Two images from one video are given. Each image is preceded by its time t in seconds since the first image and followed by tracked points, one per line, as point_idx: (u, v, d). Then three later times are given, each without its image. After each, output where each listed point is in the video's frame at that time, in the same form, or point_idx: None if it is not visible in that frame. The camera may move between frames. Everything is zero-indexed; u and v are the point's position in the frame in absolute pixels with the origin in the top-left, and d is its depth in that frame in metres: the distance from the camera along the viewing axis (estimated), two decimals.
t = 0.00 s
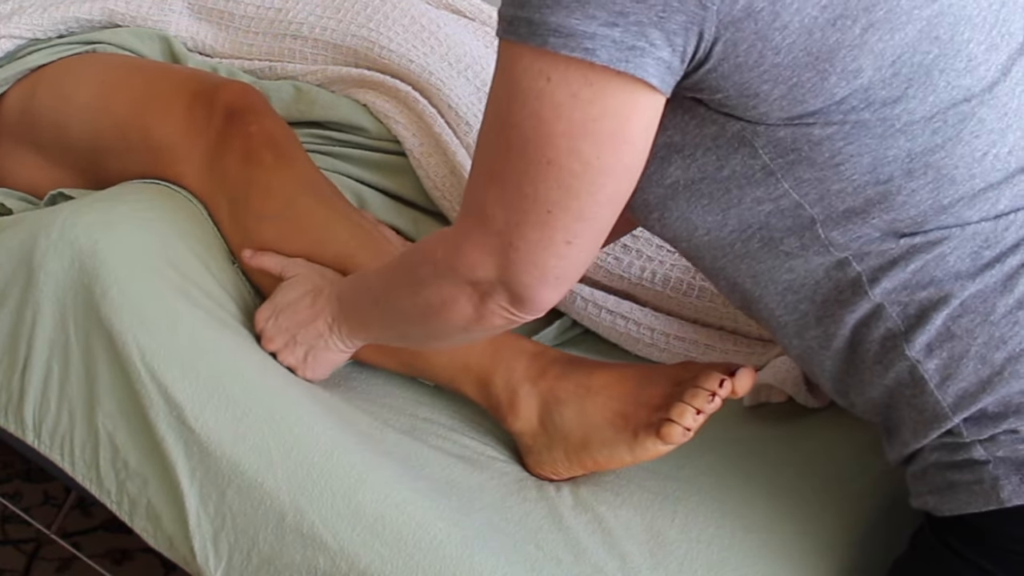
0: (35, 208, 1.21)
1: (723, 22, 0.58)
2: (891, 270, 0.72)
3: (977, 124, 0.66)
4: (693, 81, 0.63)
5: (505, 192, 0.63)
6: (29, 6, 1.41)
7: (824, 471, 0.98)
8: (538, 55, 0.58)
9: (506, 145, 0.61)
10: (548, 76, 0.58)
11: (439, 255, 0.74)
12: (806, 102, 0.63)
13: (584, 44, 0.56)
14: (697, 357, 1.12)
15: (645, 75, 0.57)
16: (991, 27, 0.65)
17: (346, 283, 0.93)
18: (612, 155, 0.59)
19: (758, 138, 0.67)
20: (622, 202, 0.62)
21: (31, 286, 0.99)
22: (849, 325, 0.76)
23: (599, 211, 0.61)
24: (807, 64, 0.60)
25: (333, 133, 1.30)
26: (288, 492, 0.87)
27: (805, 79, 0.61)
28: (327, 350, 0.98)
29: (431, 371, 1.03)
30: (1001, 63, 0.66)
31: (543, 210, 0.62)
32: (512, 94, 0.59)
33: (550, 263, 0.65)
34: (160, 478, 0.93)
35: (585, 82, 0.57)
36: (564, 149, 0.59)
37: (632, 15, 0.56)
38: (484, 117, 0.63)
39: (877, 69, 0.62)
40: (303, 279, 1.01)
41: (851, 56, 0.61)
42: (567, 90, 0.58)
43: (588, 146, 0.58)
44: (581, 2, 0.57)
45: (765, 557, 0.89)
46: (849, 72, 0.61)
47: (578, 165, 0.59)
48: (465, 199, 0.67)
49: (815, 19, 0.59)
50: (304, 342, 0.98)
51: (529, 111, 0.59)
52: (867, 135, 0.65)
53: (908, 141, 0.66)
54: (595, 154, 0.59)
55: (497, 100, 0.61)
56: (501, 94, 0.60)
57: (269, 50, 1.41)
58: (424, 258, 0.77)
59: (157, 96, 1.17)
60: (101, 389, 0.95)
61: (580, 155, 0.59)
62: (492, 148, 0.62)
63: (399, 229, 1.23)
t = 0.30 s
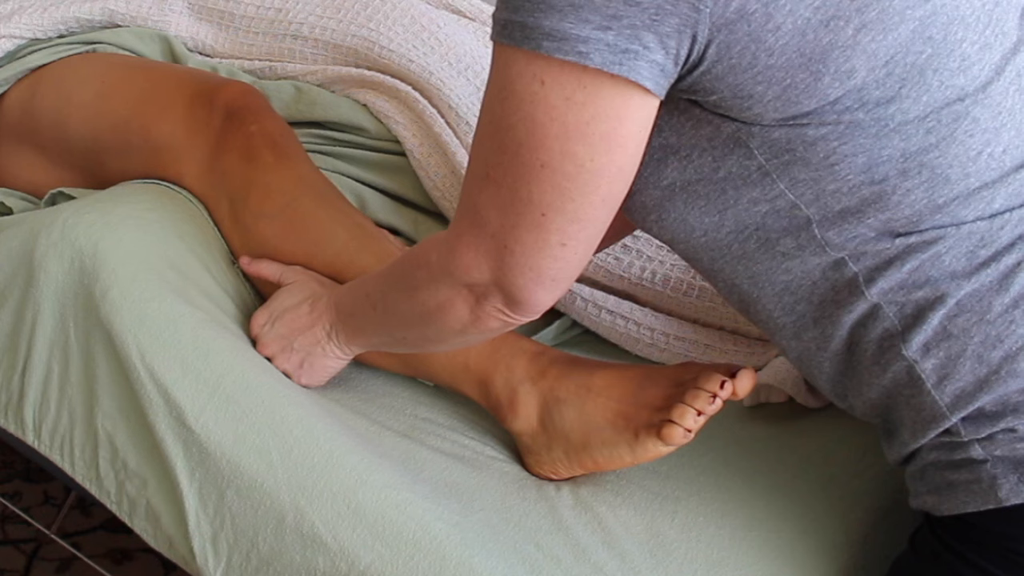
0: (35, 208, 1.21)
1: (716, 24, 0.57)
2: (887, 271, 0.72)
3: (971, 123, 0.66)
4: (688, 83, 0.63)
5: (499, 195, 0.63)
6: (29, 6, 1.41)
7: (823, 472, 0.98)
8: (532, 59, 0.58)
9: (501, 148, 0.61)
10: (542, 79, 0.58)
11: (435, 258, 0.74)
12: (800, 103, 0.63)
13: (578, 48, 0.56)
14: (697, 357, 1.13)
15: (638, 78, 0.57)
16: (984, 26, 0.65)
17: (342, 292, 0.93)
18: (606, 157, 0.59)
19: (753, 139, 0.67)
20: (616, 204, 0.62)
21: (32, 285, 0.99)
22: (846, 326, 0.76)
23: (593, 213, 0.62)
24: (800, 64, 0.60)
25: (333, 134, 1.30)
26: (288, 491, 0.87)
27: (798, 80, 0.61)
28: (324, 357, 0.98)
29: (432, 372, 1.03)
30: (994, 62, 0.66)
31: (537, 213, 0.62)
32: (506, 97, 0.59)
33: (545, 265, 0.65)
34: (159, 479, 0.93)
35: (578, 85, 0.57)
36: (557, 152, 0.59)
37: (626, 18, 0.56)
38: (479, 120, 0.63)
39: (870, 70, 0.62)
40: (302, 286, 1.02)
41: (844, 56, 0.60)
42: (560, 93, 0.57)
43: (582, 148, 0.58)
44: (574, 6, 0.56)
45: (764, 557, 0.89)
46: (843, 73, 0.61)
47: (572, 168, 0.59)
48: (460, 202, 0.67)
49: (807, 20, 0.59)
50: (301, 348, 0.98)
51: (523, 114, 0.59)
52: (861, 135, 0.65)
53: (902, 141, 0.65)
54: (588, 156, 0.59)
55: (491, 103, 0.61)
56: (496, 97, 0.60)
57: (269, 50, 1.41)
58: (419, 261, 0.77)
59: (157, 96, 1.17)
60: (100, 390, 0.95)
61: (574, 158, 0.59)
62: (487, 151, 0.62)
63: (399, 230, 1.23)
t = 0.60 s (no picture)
0: (35, 208, 1.21)
1: (711, 27, 0.57)
2: (884, 272, 0.72)
3: (968, 124, 0.66)
4: (684, 85, 0.63)
5: (494, 195, 0.63)
6: (29, 6, 1.41)
7: (823, 472, 0.98)
8: (527, 62, 0.58)
9: (496, 149, 0.61)
10: (537, 82, 0.58)
11: (431, 259, 0.74)
12: (796, 104, 0.63)
13: (572, 50, 0.56)
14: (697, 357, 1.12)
15: (634, 81, 0.57)
16: (981, 27, 0.65)
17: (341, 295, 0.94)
18: (601, 158, 0.59)
19: (749, 141, 0.67)
20: (611, 206, 0.62)
21: (32, 285, 0.99)
22: (844, 329, 0.76)
23: (588, 214, 0.62)
24: (797, 66, 0.60)
25: (333, 133, 1.30)
26: (288, 492, 0.87)
27: (795, 82, 0.61)
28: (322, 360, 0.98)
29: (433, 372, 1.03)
30: (992, 63, 0.66)
31: (532, 214, 0.62)
32: (500, 99, 0.59)
33: (539, 265, 0.65)
34: (159, 479, 0.93)
35: (573, 88, 0.57)
36: (552, 153, 0.59)
37: (621, 21, 0.56)
38: (474, 121, 0.63)
39: (867, 71, 0.62)
40: (301, 288, 1.02)
41: (840, 58, 0.61)
42: (555, 96, 0.57)
43: (577, 150, 0.58)
44: (569, 9, 0.56)
45: (765, 557, 0.89)
46: (839, 75, 0.61)
47: (567, 170, 0.59)
48: (456, 203, 0.67)
49: (804, 22, 0.59)
50: (299, 352, 0.98)
51: (518, 116, 0.59)
52: (858, 136, 0.65)
53: (899, 142, 0.65)
54: (583, 158, 0.59)
55: (486, 105, 0.61)
56: (491, 99, 0.60)
57: (269, 50, 1.41)
58: (416, 262, 0.77)
59: (157, 96, 1.17)
60: (100, 390, 0.95)
61: (569, 160, 0.59)
62: (482, 152, 0.62)
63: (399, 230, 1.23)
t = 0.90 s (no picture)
0: (35, 208, 1.21)
1: (706, 28, 0.57)
2: (881, 273, 0.72)
3: (964, 124, 0.66)
4: (679, 87, 0.63)
5: (488, 196, 0.63)
6: (29, 6, 1.41)
7: (822, 472, 0.98)
8: (521, 63, 0.58)
9: (491, 150, 0.61)
10: (531, 83, 0.58)
11: (427, 259, 0.74)
12: (791, 105, 0.63)
13: (567, 52, 0.56)
14: (697, 358, 1.12)
15: (628, 82, 0.57)
16: (977, 27, 0.65)
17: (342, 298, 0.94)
18: (595, 160, 0.59)
19: (745, 142, 0.68)
20: (605, 207, 0.62)
21: (32, 285, 0.99)
22: (841, 330, 0.76)
23: (582, 215, 0.62)
24: (792, 67, 0.60)
25: (332, 133, 1.30)
26: (288, 492, 0.87)
27: (790, 83, 0.61)
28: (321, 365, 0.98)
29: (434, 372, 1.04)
30: (988, 63, 0.66)
31: (525, 214, 0.62)
32: (495, 99, 0.59)
33: (534, 266, 0.65)
34: (159, 480, 0.93)
35: (567, 89, 0.57)
36: (545, 154, 0.59)
37: (615, 22, 0.56)
38: (470, 122, 0.63)
39: (862, 72, 0.62)
40: (301, 292, 1.02)
41: (835, 59, 0.61)
42: (549, 96, 0.58)
43: (570, 151, 0.58)
44: (564, 10, 0.56)
45: (764, 557, 0.89)
46: (834, 75, 0.61)
47: (560, 171, 0.59)
48: (452, 203, 0.67)
49: (799, 23, 0.59)
50: (298, 355, 0.98)
51: (512, 117, 0.59)
52: (853, 137, 0.65)
53: (894, 142, 0.66)
54: (577, 159, 0.59)
55: (481, 106, 0.61)
56: (486, 100, 0.60)
57: (269, 50, 1.42)
58: (413, 263, 0.77)
59: (157, 96, 1.17)
60: (100, 391, 0.95)
61: (562, 161, 0.59)
62: (477, 153, 0.62)
63: (399, 230, 1.23)
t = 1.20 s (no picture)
0: (35, 208, 1.21)
1: (700, 30, 0.57)
2: (878, 273, 0.72)
3: (960, 124, 0.66)
4: (674, 88, 0.63)
5: (484, 198, 0.63)
6: (29, 6, 1.41)
7: (822, 472, 0.98)
8: (516, 65, 0.58)
9: (486, 152, 0.61)
10: (526, 85, 0.58)
11: (424, 259, 0.74)
12: (787, 106, 0.63)
13: (562, 54, 0.56)
14: (697, 358, 1.12)
15: (622, 84, 0.57)
16: (973, 27, 0.65)
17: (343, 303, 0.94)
18: (590, 161, 0.59)
19: (741, 144, 0.68)
20: (600, 208, 0.63)
21: (32, 286, 0.99)
22: (838, 330, 0.76)
23: (576, 216, 0.62)
24: (786, 68, 0.61)
25: (333, 133, 1.30)
26: (288, 493, 0.87)
27: (785, 84, 0.61)
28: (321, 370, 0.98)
29: (434, 373, 1.04)
30: (984, 63, 0.66)
31: (521, 215, 0.62)
32: (490, 101, 0.59)
33: (529, 267, 0.65)
34: (158, 481, 0.92)
35: (562, 91, 0.57)
36: (540, 155, 0.59)
37: (610, 24, 0.56)
38: (466, 124, 0.63)
39: (857, 73, 0.62)
40: (302, 297, 1.03)
41: (830, 60, 0.61)
42: (544, 98, 0.58)
43: (565, 153, 0.59)
44: (558, 12, 0.56)
45: (764, 557, 0.89)
46: (829, 76, 0.61)
47: (555, 172, 0.59)
48: (448, 204, 0.68)
49: (794, 24, 0.59)
50: (297, 359, 0.98)
51: (507, 118, 0.59)
52: (849, 138, 0.65)
53: (890, 143, 0.66)
54: (572, 160, 0.59)
55: (477, 108, 0.61)
56: (481, 102, 0.60)
57: (270, 50, 1.42)
58: (410, 263, 0.78)
59: (157, 96, 1.17)
60: (100, 391, 0.95)
61: (557, 162, 0.59)
62: (472, 154, 0.62)
63: (399, 231, 1.24)
